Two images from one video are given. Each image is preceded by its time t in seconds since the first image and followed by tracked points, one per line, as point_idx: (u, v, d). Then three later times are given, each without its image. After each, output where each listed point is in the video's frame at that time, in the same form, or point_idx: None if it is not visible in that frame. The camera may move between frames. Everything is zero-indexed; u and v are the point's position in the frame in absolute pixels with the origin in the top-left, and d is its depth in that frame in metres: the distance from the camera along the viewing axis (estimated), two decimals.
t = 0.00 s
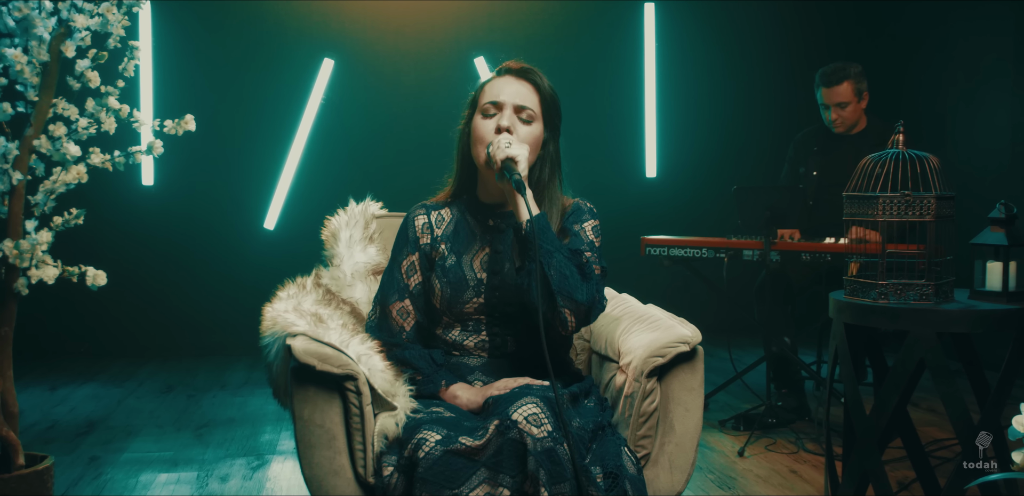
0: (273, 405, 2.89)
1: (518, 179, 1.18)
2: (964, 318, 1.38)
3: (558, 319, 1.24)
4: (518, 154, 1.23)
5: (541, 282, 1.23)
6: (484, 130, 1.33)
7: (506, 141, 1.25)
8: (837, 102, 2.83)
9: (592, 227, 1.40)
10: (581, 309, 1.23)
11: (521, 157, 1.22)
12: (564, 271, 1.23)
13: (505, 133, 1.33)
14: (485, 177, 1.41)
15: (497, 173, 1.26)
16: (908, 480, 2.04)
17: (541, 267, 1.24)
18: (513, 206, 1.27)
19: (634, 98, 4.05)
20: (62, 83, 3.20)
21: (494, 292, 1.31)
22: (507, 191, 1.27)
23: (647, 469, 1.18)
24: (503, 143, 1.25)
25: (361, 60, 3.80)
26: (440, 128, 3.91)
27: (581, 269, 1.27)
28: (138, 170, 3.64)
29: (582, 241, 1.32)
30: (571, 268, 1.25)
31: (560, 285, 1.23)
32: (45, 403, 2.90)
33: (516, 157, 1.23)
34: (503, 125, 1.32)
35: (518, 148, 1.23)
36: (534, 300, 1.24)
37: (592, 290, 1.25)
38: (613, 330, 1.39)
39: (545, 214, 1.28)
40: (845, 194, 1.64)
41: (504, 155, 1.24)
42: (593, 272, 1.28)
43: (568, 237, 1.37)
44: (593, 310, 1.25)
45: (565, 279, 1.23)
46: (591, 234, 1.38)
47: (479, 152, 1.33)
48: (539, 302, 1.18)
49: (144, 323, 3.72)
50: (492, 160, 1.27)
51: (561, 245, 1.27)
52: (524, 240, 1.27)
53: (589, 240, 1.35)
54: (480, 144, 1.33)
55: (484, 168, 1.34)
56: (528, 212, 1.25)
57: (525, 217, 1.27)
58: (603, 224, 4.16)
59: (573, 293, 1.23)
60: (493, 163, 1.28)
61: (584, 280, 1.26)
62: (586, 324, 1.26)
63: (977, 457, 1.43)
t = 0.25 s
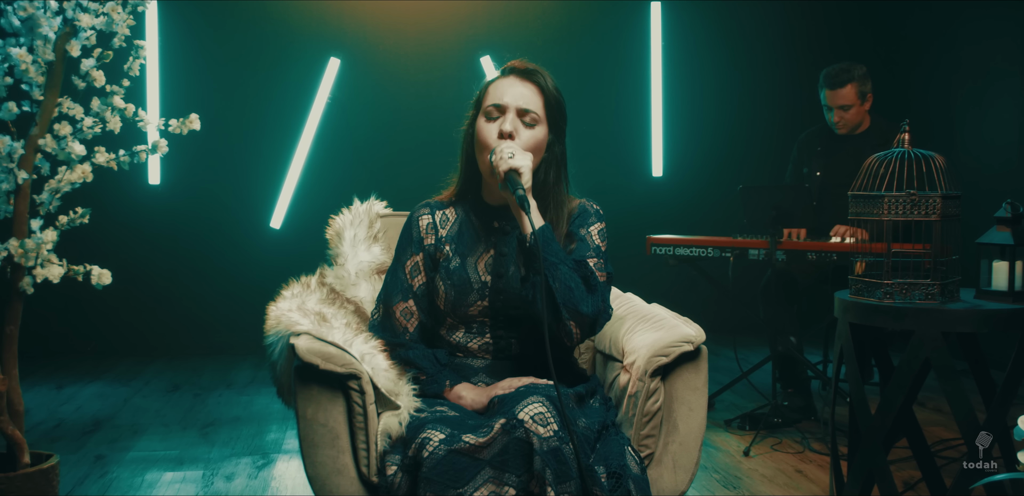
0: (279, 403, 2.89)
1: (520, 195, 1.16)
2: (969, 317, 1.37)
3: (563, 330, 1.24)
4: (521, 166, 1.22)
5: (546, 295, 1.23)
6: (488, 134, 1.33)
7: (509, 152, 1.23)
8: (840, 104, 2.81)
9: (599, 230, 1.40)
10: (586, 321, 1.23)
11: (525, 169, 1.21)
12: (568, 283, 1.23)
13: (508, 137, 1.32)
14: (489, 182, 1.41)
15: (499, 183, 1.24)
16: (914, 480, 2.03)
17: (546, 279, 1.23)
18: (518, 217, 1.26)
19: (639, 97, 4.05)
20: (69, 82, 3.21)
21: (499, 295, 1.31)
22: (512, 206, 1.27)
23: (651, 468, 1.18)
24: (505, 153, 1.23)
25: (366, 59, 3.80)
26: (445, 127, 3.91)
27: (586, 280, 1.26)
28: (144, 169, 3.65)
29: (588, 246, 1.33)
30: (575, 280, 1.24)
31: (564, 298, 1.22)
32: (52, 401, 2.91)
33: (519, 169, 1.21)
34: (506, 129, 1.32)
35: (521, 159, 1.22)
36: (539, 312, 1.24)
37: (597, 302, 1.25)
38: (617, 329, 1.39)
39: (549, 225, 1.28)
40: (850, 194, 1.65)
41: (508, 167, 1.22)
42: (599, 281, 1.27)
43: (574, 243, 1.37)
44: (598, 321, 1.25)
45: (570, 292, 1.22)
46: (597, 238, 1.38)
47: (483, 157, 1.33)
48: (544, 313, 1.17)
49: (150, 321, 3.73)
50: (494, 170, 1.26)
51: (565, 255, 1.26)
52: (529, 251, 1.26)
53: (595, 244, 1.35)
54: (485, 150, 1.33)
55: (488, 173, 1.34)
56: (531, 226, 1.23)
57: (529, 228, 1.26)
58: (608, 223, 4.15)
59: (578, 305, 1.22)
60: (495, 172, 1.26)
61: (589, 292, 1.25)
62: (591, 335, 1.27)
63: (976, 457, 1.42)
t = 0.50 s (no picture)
0: (282, 402, 2.89)
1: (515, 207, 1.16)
2: (972, 316, 1.37)
3: (562, 340, 1.24)
4: (517, 177, 1.21)
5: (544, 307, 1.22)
6: (486, 137, 1.34)
7: (504, 162, 1.22)
8: (842, 103, 2.81)
9: (599, 233, 1.39)
10: (584, 332, 1.23)
11: (521, 180, 1.21)
12: (566, 294, 1.22)
13: (506, 140, 1.33)
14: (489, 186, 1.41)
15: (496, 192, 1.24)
16: (918, 479, 2.02)
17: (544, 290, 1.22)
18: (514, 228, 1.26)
19: (643, 96, 4.04)
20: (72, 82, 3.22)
21: (499, 299, 1.30)
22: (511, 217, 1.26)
23: (652, 467, 1.18)
24: (501, 163, 1.22)
25: (370, 58, 3.80)
26: (448, 126, 3.90)
27: (586, 290, 1.26)
28: (149, 168, 3.65)
29: (588, 250, 1.33)
30: (574, 290, 1.24)
31: (563, 310, 1.22)
32: (56, 400, 2.92)
33: (515, 181, 1.21)
34: (504, 133, 1.32)
35: (517, 171, 1.21)
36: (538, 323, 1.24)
37: (596, 313, 1.25)
38: (619, 328, 1.39)
39: (547, 235, 1.27)
40: (853, 193, 1.64)
41: (503, 178, 1.21)
42: (598, 290, 1.27)
43: (574, 247, 1.37)
44: (597, 332, 1.26)
45: (569, 303, 1.22)
46: (598, 241, 1.37)
47: (481, 160, 1.34)
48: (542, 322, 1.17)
49: (153, 320, 3.74)
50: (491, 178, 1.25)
51: (563, 265, 1.25)
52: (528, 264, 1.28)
53: (596, 248, 1.35)
54: (484, 153, 1.34)
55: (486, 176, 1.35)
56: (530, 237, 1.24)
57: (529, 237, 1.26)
58: (611, 222, 4.15)
59: (577, 316, 1.22)
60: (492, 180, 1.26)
61: (588, 302, 1.25)
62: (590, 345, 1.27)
63: (976, 457, 1.42)
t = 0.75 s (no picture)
0: (286, 401, 2.90)
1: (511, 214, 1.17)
2: (976, 316, 1.36)
3: (560, 346, 1.24)
4: (514, 182, 1.21)
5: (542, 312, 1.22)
6: (483, 140, 1.33)
7: (501, 168, 1.22)
8: (847, 102, 2.80)
9: (599, 234, 1.40)
10: (582, 336, 1.23)
11: (517, 185, 1.21)
12: (564, 299, 1.22)
13: (502, 143, 1.33)
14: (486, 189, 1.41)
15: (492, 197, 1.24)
16: (922, 479, 2.02)
17: (541, 296, 1.22)
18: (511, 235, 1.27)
19: (647, 95, 4.03)
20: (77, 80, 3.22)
21: (498, 301, 1.29)
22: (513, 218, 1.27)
23: (654, 467, 1.18)
24: (497, 167, 1.23)
25: (374, 57, 3.80)
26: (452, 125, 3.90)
27: (583, 295, 1.25)
28: (155, 167, 3.66)
29: (588, 252, 1.33)
30: (572, 294, 1.23)
31: (560, 315, 1.22)
32: (61, 398, 2.93)
33: (512, 186, 1.21)
34: (500, 135, 1.32)
35: (513, 176, 1.21)
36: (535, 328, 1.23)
37: (594, 319, 1.24)
38: (622, 328, 1.39)
39: (544, 240, 1.27)
40: (857, 192, 1.64)
41: (499, 184, 1.21)
42: (596, 295, 1.26)
43: (575, 248, 1.37)
44: (595, 336, 1.25)
45: (566, 308, 1.21)
46: (599, 242, 1.38)
47: (478, 163, 1.34)
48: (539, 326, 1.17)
49: (158, 319, 3.74)
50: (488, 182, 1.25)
51: (561, 270, 1.25)
52: (524, 268, 1.29)
53: (596, 250, 1.35)
54: (480, 155, 1.34)
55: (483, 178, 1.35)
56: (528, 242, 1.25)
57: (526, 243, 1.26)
58: (615, 222, 4.14)
59: (574, 320, 1.22)
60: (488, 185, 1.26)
61: (586, 307, 1.24)
62: (589, 349, 1.26)
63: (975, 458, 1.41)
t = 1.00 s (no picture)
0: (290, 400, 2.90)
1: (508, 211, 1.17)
2: (979, 316, 1.36)
3: (559, 344, 1.24)
4: (511, 180, 1.21)
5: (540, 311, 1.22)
6: (482, 139, 1.33)
7: (498, 165, 1.22)
8: (850, 99, 2.80)
9: (599, 232, 1.40)
10: (580, 335, 1.23)
11: (515, 183, 1.21)
12: (562, 297, 1.22)
13: (501, 142, 1.32)
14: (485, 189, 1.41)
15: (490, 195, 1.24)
16: (926, 479, 2.02)
17: (540, 294, 1.22)
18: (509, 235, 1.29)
19: (651, 94, 4.02)
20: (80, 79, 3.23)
21: (498, 301, 1.30)
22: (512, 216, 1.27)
23: (654, 467, 1.18)
24: (495, 165, 1.23)
25: (378, 56, 3.80)
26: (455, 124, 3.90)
27: (582, 293, 1.25)
28: (159, 166, 3.67)
29: (587, 251, 1.34)
30: (570, 292, 1.24)
31: (558, 313, 1.22)
32: (65, 397, 2.93)
33: (510, 183, 1.21)
34: (499, 134, 1.32)
35: (511, 174, 1.21)
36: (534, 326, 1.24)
37: (593, 317, 1.25)
38: (623, 327, 1.38)
39: (542, 238, 1.28)
40: (859, 191, 1.63)
41: (497, 181, 1.21)
42: (595, 294, 1.26)
43: (574, 246, 1.37)
44: (594, 334, 1.26)
45: (565, 306, 1.22)
46: (598, 241, 1.38)
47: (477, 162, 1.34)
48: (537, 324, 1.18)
49: (161, 318, 3.75)
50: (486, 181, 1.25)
51: (559, 268, 1.25)
52: (523, 267, 1.29)
53: (596, 248, 1.35)
54: (479, 154, 1.33)
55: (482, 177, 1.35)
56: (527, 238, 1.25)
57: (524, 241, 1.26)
58: (618, 221, 4.14)
59: (573, 319, 1.22)
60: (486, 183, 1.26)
61: (585, 306, 1.25)
62: (587, 348, 1.28)
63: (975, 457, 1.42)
